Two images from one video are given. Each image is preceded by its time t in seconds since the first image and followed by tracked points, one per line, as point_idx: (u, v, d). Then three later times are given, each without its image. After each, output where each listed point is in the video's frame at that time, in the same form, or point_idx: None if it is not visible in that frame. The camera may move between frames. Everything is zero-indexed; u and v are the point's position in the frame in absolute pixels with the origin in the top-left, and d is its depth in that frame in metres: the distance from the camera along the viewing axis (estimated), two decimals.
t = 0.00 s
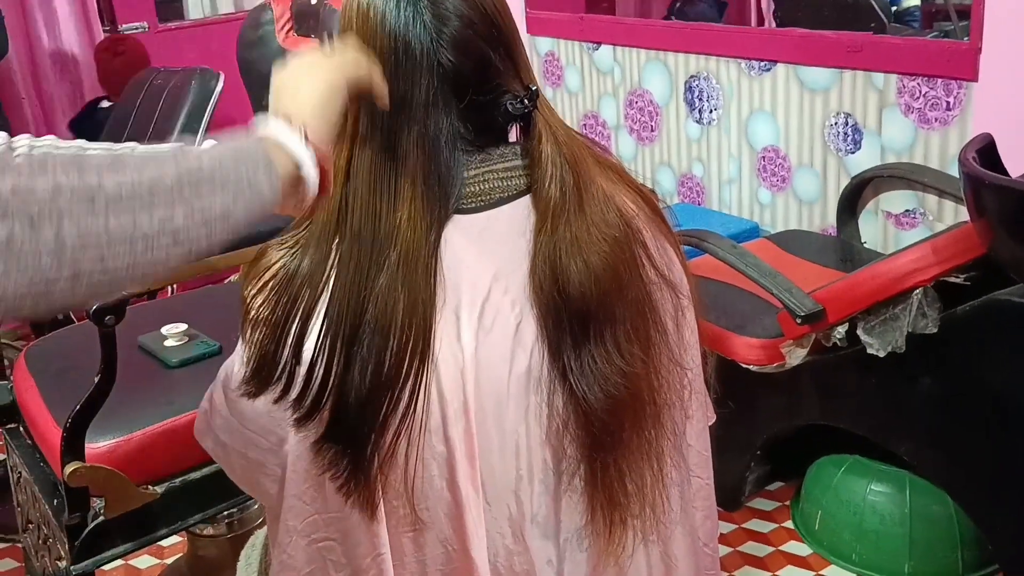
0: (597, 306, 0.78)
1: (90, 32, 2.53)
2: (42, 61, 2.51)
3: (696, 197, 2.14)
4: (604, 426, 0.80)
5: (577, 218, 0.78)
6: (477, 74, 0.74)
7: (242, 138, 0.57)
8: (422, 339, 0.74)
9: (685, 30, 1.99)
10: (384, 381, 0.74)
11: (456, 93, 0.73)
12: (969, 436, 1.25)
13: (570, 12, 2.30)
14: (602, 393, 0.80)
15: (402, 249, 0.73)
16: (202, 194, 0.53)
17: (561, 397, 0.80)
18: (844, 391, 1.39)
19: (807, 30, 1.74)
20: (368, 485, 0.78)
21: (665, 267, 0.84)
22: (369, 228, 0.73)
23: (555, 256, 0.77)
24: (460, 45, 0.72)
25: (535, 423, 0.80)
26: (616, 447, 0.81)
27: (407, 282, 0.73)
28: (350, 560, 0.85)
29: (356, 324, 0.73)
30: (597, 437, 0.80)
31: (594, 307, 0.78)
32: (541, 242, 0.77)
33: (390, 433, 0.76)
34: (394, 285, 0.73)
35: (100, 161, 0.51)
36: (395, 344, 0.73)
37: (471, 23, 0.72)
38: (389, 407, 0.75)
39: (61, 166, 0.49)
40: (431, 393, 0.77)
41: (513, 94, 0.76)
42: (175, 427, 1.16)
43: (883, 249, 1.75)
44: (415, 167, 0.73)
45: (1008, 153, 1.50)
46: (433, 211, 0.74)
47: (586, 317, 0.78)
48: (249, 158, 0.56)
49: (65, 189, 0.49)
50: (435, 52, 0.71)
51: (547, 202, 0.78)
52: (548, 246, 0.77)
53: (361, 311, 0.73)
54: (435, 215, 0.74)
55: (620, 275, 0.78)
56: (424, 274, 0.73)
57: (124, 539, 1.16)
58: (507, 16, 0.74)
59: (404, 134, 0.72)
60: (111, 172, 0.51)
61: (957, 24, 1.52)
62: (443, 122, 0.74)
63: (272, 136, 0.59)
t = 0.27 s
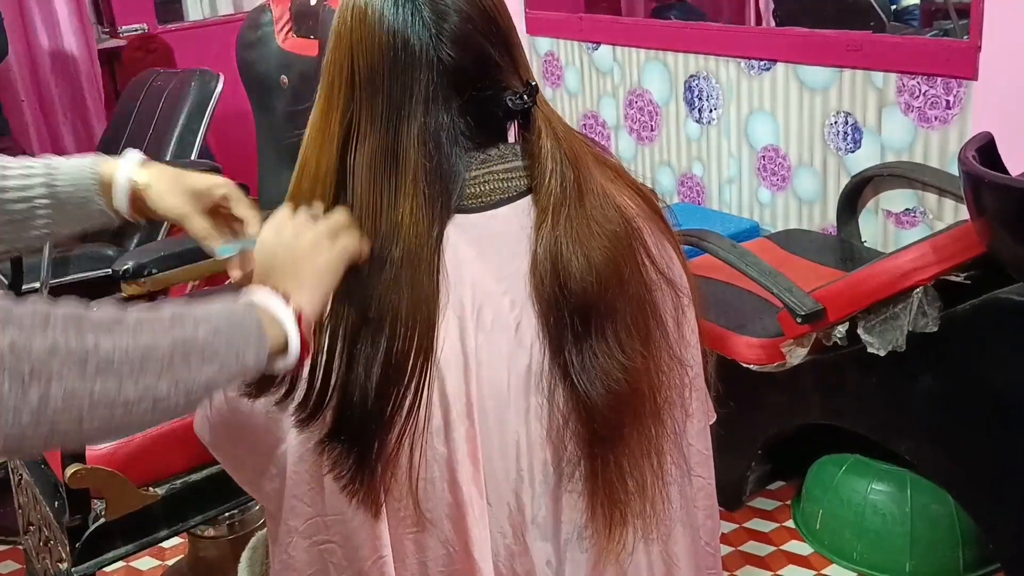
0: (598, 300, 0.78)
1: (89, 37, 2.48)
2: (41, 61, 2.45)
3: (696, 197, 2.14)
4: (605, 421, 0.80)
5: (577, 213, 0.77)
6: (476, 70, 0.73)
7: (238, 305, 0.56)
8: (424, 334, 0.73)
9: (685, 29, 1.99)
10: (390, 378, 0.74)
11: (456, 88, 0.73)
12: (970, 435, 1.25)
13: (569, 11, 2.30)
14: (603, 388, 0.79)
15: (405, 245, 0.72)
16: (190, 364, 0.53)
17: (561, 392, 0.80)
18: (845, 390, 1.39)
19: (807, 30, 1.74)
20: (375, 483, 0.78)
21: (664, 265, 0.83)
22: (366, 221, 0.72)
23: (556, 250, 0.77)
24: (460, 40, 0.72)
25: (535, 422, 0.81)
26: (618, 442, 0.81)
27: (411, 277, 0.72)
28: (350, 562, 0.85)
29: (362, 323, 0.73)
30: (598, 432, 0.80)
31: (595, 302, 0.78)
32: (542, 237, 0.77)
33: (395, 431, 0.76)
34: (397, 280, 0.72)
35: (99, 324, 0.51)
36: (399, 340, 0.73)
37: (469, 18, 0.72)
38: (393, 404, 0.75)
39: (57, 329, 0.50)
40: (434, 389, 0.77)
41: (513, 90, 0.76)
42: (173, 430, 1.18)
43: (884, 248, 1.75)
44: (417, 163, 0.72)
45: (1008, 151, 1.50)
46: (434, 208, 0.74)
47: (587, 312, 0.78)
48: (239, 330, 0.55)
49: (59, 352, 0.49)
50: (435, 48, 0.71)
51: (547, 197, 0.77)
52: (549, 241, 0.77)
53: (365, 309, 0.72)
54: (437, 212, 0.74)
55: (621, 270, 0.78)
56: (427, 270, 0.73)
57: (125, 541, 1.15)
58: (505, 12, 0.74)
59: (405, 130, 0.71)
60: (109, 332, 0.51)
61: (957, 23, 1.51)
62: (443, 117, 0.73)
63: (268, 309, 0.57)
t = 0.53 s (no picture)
0: (593, 297, 0.78)
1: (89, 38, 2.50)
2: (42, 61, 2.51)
3: (695, 198, 2.14)
4: (602, 417, 0.80)
5: (572, 210, 0.78)
6: (473, 68, 0.73)
7: (221, 392, 0.58)
8: (423, 332, 0.73)
9: (683, 31, 1.99)
10: (389, 375, 0.74)
11: (452, 86, 0.72)
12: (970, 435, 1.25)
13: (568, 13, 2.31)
14: (599, 384, 0.80)
15: (401, 241, 0.71)
16: (177, 457, 0.54)
17: (557, 388, 0.80)
18: (844, 390, 1.39)
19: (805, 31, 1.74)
20: (375, 479, 0.78)
21: (660, 265, 0.84)
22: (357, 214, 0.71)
23: (552, 247, 0.77)
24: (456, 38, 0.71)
25: (531, 420, 0.81)
26: (614, 439, 0.82)
27: (406, 276, 0.72)
28: (350, 562, 0.85)
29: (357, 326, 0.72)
30: (594, 429, 0.81)
31: (590, 298, 0.78)
32: (538, 234, 0.77)
33: (396, 429, 0.76)
34: (393, 278, 0.72)
35: (90, 418, 0.52)
36: (395, 339, 0.72)
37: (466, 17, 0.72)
38: (392, 402, 0.75)
39: (49, 419, 0.51)
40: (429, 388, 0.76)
41: (508, 88, 0.75)
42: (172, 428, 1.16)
43: (883, 249, 1.75)
44: (413, 161, 0.72)
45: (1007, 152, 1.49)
46: (431, 206, 0.73)
47: (582, 308, 0.78)
48: (225, 422, 0.57)
49: (50, 448, 0.50)
50: (431, 46, 0.71)
51: (543, 195, 0.78)
52: (545, 239, 0.77)
53: (360, 312, 0.72)
54: (434, 210, 0.73)
55: (616, 267, 0.79)
56: (423, 268, 0.73)
57: (124, 541, 1.16)
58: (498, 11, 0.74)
59: (400, 128, 0.71)
60: (99, 428, 0.52)
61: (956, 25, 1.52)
62: (439, 115, 0.72)
63: (251, 395, 0.60)
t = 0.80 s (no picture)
0: (593, 299, 0.78)
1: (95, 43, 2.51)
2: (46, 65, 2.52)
3: (696, 203, 2.14)
4: (600, 419, 0.81)
5: (572, 212, 0.78)
6: (473, 71, 0.74)
7: (218, 490, 0.53)
8: (422, 332, 0.74)
9: (685, 36, 2.00)
10: (390, 374, 0.75)
11: (454, 89, 0.73)
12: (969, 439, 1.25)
13: (570, 17, 2.31)
14: (598, 386, 0.80)
15: (404, 241, 0.73)
16: (175, 553, 0.49)
17: (557, 390, 0.81)
18: (844, 394, 1.39)
19: (806, 37, 1.74)
20: (377, 480, 0.79)
21: (660, 269, 0.84)
22: (366, 214, 0.74)
23: (552, 249, 0.77)
24: (458, 41, 0.72)
25: (530, 422, 0.81)
26: (613, 441, 0.82)
27: (408, 277, 0.73)
28: (351, 563, 0.86)
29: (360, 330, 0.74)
30: (593, 432, 0.81)
31: (590, 301, 0.78)
32: (537, 236, 0.78)
33: (397, 428, 0.77)
34: (395, 279, 0.73)
35: (90, 506, 0.47)
36: (394, 338, 0.73)
37: (467, 20, 0.72)
38: (392, 401, 0.76)
39: (54, 511, 0.46)
40: (428, 388, 0.77)
41: (509, 92, 0.76)
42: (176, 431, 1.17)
43: (883, 254, 1.75)
44: (414, 163, 0.72)
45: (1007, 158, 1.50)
46: (432, 208, 0.74)
47: (582, 311, 0.78)
48: (222, 520, 0.51)
49: (49, 538, 0.45)
50: (432, 49, 0.71)
51: (543, 198, 0.78)
52: (546, 241, 0.77)
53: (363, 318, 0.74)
54: (435, 211, 0.74)
55: (616, 269, 0.79)
56: (422, 268, 0.73)
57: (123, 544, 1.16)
58: (498, 14, 0.75)
59: (401, 130, 0.72)
60: (99, 517, 0.47)
61: (958, 30, 1.51)
62: (440, 118, 0.73)
63: (247, 496, 0.55)
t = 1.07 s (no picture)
0: (600, 309, 0.78)
1: (111, 50, 2.55)
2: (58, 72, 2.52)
3: (703, 214, 2.15)
4: (606, 429, 0.81)
5: (580, 223, 0.78)
6: (484, 82, 0.74)
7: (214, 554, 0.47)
8: (429, 339, 0.75)
9: (693, 48, 2.00)
10: (396, 381, 0.75)
11: (465, 98, 0.74)
12: (975, 452, 1.25)
13: (578, 28, 2.32)
14: (604, 396, 0.80)
15: (411, 247, 0.73)
16: None
17: (562, 400, 0.81)
18: (850, 406, 1.39)
19: (814, 49, 1.74)
20: (377, 483, 0.78)
21: (667, 280, 0.84)
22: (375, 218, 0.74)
23: (560, 259, 0.77)
24: (470, 51, 0.73)
25: (536, 430, 0.82)
26: (618, 451, 0.82)
27: (418, 284, 0.74)
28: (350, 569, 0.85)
29: (366, 334, 0.74)
30: (597, 441, 0.81)
31: (598, 311, 0.78)
32: (545, 245, 0.78)
33: (401, 433, 0.77)
34: (403, 286, 0.73)
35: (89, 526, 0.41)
36: (402, 345, 0.74)
37: (478, 29, 0.73)
38: (398, 406, 0.76)
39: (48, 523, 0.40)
40: (434, 394, 0.78)
41: (519, 102, 0.76)
42: (182, 437, 1.17)
43: (890, 266, 1.75)
44: (425, 172, 0.73)
45: (1014, 171, 1.50)
46: (442, 215, 0.74)
47: (590, 320, 0.79)
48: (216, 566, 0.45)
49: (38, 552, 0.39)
50: (444, 58, 0.72)
51: (551, 207, 0.78)
52: (554, 250, 0.78)
53: (365, 320, 0.74)
54: (444, 219, 0.75)
55: (624, 280, 0.79)
56: (431, 276, 0.74)
57: (129, 548, 1.17)
58: (511, 25, 0.75)
59: (412, 140, 0.72)
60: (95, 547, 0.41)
61: (966, 44, 1.52)
62: (451, 126, 0.74)
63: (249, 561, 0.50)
